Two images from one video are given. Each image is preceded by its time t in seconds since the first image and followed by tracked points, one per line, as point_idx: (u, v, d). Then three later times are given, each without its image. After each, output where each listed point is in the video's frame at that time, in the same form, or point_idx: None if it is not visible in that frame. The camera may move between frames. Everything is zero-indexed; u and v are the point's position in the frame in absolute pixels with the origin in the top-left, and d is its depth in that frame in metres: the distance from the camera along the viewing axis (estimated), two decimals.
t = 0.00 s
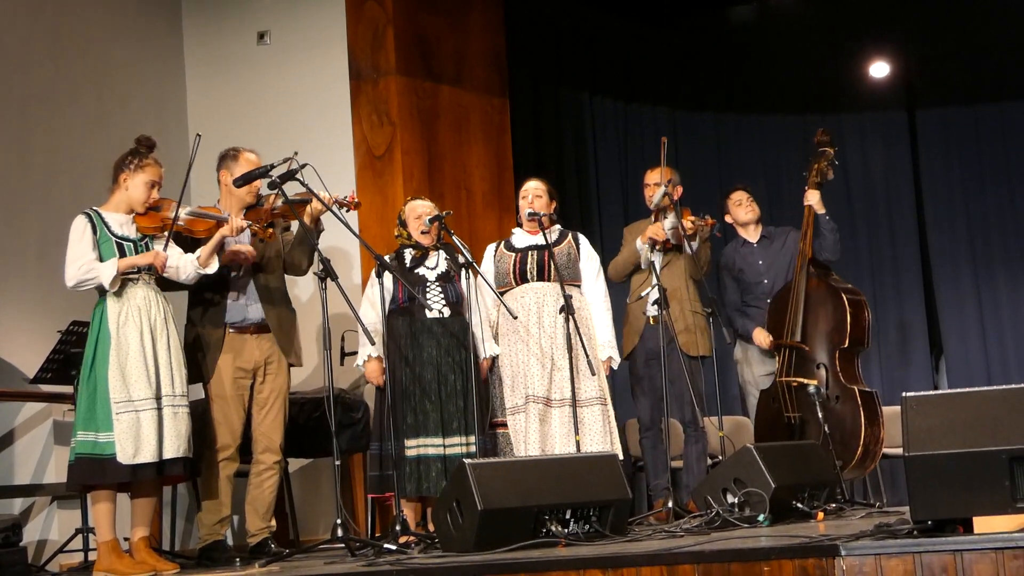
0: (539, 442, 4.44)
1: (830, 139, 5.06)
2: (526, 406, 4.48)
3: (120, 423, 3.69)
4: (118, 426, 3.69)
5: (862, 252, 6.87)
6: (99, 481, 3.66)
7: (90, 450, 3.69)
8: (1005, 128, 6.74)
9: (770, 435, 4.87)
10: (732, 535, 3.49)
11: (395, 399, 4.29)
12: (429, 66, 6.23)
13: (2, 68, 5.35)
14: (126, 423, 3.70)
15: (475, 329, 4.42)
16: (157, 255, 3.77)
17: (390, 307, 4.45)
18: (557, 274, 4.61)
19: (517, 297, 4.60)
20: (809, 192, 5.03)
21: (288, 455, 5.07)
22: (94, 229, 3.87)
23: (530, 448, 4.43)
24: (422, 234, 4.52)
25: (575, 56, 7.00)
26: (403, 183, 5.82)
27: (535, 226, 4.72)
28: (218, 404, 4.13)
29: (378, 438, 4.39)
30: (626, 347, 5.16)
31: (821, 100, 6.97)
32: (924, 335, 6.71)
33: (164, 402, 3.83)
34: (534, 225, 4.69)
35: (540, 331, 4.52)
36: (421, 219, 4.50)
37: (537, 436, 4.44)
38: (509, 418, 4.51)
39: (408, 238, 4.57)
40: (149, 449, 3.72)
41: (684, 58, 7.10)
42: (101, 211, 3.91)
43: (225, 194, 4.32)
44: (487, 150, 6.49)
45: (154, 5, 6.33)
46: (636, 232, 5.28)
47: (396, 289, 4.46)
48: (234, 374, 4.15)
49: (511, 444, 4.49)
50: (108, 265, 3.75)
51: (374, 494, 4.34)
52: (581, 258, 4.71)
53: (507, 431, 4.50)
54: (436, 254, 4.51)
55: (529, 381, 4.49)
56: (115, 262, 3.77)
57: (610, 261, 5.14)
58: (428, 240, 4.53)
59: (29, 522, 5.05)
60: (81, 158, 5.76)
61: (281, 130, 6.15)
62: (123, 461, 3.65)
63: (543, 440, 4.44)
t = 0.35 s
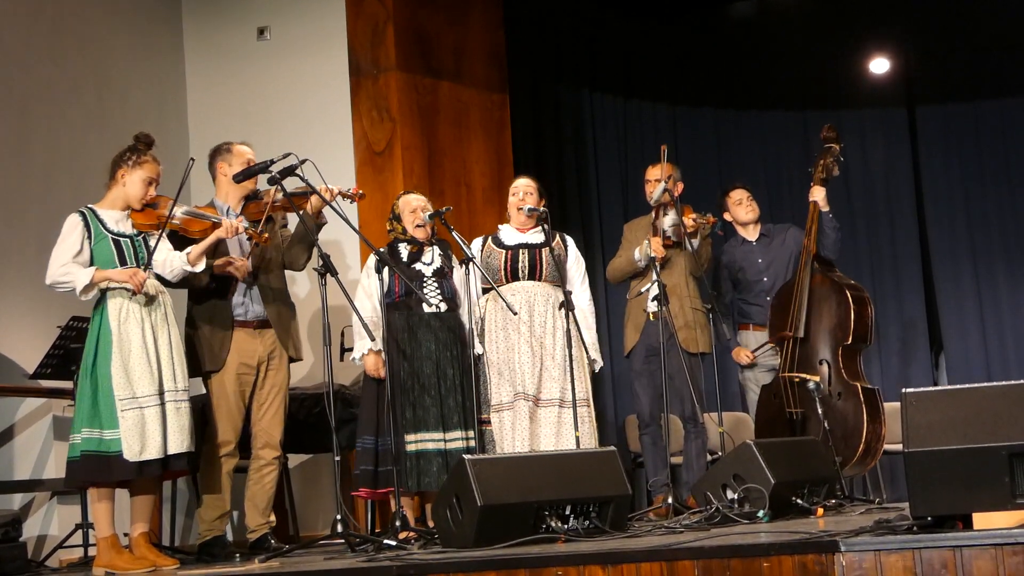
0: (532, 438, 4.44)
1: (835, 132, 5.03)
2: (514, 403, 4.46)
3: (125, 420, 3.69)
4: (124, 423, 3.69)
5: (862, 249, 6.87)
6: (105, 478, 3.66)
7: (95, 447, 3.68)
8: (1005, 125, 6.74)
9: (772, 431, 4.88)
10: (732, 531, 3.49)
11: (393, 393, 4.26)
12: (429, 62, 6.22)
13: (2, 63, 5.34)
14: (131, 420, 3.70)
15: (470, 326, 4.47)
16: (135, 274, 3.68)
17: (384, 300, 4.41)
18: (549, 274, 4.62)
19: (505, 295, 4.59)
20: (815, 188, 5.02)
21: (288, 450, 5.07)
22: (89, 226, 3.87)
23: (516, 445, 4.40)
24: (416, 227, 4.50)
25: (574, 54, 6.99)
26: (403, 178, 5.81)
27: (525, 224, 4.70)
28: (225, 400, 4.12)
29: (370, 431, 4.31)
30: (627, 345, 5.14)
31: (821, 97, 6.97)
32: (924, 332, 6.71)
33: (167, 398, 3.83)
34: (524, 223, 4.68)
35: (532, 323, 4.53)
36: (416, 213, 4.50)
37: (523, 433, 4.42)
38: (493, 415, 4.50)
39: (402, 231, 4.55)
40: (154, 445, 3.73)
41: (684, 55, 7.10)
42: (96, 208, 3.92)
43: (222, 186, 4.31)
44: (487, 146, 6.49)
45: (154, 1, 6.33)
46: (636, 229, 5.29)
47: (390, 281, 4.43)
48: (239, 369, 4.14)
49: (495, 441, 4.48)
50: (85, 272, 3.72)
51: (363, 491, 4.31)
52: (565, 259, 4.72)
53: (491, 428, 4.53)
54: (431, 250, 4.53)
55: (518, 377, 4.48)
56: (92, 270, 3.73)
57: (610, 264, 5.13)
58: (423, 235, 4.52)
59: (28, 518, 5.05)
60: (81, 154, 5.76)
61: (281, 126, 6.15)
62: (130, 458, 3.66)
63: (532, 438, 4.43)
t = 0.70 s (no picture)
0: (525, 439, 4.45)
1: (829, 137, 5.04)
2: (506, 404, 4.47)
3: (121, 419, 3.70)
4: (119, 422, 3.69)
5: (862, 249, 6.86)
6: (99, 479, 3.66)
7: (90, 447, 3.69)
8: (1005, 124, 6.74)
9: (772, 432, 4.87)
10: (732, 532, 3.49)
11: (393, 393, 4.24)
12: (429, 61, 6.21)
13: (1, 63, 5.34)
14: (127, 419, 3.70)
15: (466, 330, 4.50)
16: (150, 255, 3.72)
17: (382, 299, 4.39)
18: (545, 277, 4.62)
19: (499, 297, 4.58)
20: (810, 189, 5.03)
21: (288, 450, 5.07)
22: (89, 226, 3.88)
23: (509, 445, 4.42)
24: (414, 226, 4.50)
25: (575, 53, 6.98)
26: (403, 177, 5.82)
27: (522, 224, 4.70)
28: (222, 399, 4.11)
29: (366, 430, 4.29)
30: (627, 345, 5.14)
31: (820, 97, 6.97)
32: (924, 332, 6.71)
33: (164, 397, 3.82)
34: (519, 223, 4.68)
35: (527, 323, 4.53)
36: (415, 212, 4.50)
37: (515, 434, 4.43)
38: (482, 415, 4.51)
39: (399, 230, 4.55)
40: (150, 445, 3.72)
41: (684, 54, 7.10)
42: (94, 208, 3.92)
43: (219, 187, 4.30)
44: (487, 145, 6.48)
45: None
46: (635, 228, 5.28)
47: (389, 280, 4.40)
48: (237, 368, 4.13)
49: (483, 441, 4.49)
50: (99, 267, 3.73)
51: (359, 491, 4.26)
52: (564, 261, 4.73)
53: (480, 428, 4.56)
54: (427, 249, 4.51)
55: (509, 378, 4.48)
56: (106, 263, 3.75)
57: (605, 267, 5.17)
58: (421, 234, 4.52)
59: (28, 517, 5.05)
60: (80, 153, 5.75)
61: (281, 125, 6.15)
62: (124, 459, 3.66)
63: (522, 438, 4.45)
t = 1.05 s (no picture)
0: (532, 440, 4.46)
1: (824, 137, 5.04)
2: (507, 407, 4.46)
3: (127, 420, 3.70)
4: (125, 423, 3.69)
5: (863, 249, 6.86)
6: (106, 479, 3.66)
7: (96, 448, 3.69)
8: (1005, 124, 6.75)
9: (770, 432, 4.87)
10: (733, 533, 3.49)
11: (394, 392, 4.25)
12: (429, 61, 6.21)
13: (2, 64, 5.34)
14: (133, 420, 3.70)
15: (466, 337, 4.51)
16: (127, 282, 3.68)
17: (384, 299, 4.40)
18: (547, 280, 4.62)
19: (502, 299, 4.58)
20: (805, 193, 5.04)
21: (288, 451, 5.07)
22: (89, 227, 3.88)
23: (512, 448, 4.41)
24: (414, 229, 4.50)
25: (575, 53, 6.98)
26: (404, 178, 5.82)
27: (522, 227, 4.70)
28: (219, 400, 4.12)
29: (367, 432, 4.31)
30: (627, 346, 5.13)
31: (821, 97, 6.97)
32: (924, 332, 6.71)
33: (169, 397, 3.82)
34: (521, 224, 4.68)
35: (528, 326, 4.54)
36: (416, 215, 4.50)
37: (519, 436, 4.42)
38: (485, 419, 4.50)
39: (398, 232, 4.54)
40: (157, 445, 3.72)
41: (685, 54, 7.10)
42: (95, 210, 3.92)
43: (221, 186, 4.30)
44: (487, 146, 6.48)
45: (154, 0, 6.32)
46: (635, 228, 5.27)
47: (390, 280, 4.42)
48: (234, 370, 4.13)
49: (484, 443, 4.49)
50: (78, 279, 3.73)
51: (361, 491, 4.26)
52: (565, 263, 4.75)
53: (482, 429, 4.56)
54: (428, 252, 4.53)
55: (515, 380, 4.48)
56: (85, 277, 3.74)
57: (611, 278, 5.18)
58: (421, 237, 4.52)
59: (29, 518, 5.05)
60: (81, 154, 5.76)
61: (281, 126, 6.15)
62: (131, 459, 3.66)
63: (525, 441, 4.44)
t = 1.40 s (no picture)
0: (540, 440, 4.44)
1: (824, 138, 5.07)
2: (519, 404, 4.47)
3: (126, 422, 3.70)
4: (124, 425, 3.69)
5: (863, 250, 6.87)
6: (105, 481, 3.66)
7: (96, 450, 3.68)
8: (1005, 125, 6.75)
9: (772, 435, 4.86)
10: (733, 534, 3.49)
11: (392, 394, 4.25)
12: (430, 62, 6.22)
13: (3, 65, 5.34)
14: (132, 422, 3.70)
15: (466, 335, 4.51)
16: (154, 262, 3.74)
17: (383, 301, 4.41)
18: (557, 276, 4.59)
19: (511, 298, 4.57)
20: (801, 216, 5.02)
21: (289, 452, 5.07)
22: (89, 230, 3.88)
23: (525, 447, 4.42)
24: (414, 230, 4.50)
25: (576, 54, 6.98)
26: (404, 180, 5.82)
27: (530, 227, 4.70)
28: (219, 401, 4.13)
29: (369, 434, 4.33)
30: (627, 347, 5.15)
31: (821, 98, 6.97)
32: (925, 333, 6.71)
33: (169, 398, 3.82)
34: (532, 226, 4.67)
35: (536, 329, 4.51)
36: (416, 216, 4.50)
37: (532, 436, 4.42)
38: (499, 416, 4.51)
39: (400, 234, 4.55)
40: (156, 446, 3.72)
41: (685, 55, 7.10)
42: (95, 214, 3.92)
43: (218, 190, 4.31)
44: (487, 147, 6.48)
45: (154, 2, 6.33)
46: (634, 230, 5.26)
47: (389, 282, 4.42)
48: (234, 371, 4.14)
49: (500, 442, 4.49)
50: (103, 271, 3.73)
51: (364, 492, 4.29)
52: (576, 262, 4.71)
53: (496, 429, 4.54)
54: (428, 254, 4.51)
55: (525, 379, 4.48)
56: (110, 268, 3.75)
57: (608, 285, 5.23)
58: (421, 236, 4.51)
59: (29, 520, 5.05)
60: (81, 156, 5.76)
61: (282, 127, 6.15)
62: (131, 460, 3.66)
63: (537, 441, 4.44)
